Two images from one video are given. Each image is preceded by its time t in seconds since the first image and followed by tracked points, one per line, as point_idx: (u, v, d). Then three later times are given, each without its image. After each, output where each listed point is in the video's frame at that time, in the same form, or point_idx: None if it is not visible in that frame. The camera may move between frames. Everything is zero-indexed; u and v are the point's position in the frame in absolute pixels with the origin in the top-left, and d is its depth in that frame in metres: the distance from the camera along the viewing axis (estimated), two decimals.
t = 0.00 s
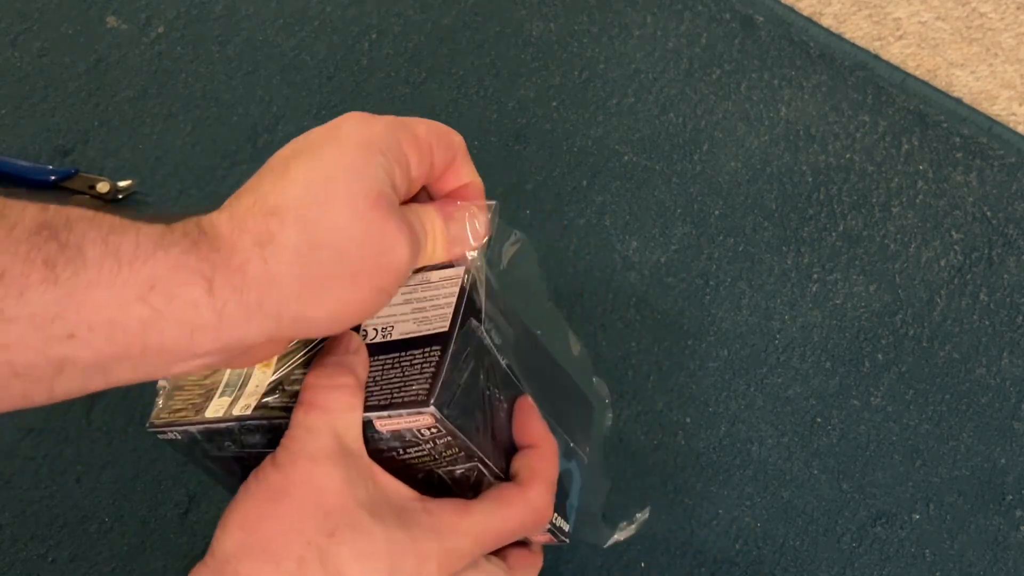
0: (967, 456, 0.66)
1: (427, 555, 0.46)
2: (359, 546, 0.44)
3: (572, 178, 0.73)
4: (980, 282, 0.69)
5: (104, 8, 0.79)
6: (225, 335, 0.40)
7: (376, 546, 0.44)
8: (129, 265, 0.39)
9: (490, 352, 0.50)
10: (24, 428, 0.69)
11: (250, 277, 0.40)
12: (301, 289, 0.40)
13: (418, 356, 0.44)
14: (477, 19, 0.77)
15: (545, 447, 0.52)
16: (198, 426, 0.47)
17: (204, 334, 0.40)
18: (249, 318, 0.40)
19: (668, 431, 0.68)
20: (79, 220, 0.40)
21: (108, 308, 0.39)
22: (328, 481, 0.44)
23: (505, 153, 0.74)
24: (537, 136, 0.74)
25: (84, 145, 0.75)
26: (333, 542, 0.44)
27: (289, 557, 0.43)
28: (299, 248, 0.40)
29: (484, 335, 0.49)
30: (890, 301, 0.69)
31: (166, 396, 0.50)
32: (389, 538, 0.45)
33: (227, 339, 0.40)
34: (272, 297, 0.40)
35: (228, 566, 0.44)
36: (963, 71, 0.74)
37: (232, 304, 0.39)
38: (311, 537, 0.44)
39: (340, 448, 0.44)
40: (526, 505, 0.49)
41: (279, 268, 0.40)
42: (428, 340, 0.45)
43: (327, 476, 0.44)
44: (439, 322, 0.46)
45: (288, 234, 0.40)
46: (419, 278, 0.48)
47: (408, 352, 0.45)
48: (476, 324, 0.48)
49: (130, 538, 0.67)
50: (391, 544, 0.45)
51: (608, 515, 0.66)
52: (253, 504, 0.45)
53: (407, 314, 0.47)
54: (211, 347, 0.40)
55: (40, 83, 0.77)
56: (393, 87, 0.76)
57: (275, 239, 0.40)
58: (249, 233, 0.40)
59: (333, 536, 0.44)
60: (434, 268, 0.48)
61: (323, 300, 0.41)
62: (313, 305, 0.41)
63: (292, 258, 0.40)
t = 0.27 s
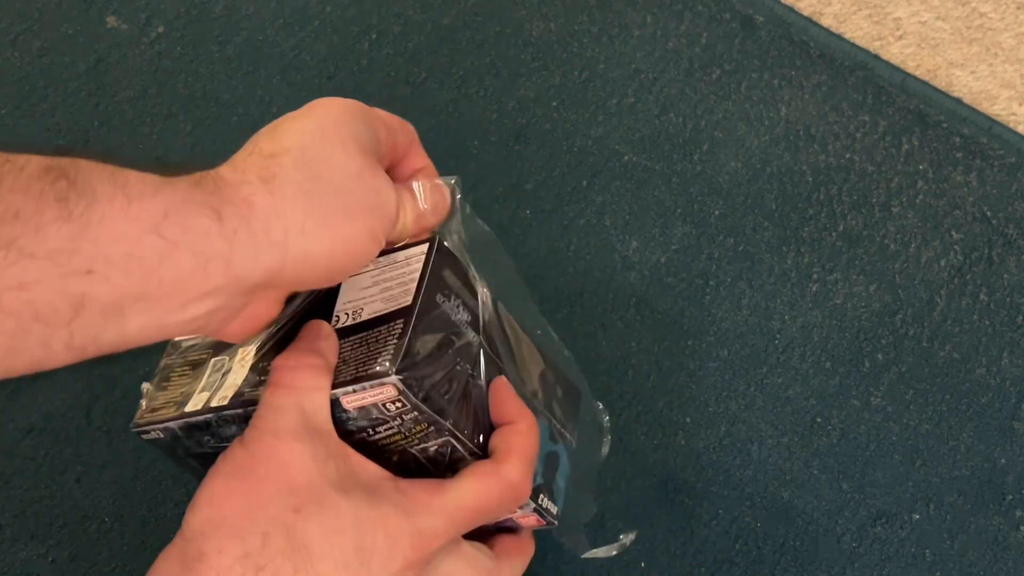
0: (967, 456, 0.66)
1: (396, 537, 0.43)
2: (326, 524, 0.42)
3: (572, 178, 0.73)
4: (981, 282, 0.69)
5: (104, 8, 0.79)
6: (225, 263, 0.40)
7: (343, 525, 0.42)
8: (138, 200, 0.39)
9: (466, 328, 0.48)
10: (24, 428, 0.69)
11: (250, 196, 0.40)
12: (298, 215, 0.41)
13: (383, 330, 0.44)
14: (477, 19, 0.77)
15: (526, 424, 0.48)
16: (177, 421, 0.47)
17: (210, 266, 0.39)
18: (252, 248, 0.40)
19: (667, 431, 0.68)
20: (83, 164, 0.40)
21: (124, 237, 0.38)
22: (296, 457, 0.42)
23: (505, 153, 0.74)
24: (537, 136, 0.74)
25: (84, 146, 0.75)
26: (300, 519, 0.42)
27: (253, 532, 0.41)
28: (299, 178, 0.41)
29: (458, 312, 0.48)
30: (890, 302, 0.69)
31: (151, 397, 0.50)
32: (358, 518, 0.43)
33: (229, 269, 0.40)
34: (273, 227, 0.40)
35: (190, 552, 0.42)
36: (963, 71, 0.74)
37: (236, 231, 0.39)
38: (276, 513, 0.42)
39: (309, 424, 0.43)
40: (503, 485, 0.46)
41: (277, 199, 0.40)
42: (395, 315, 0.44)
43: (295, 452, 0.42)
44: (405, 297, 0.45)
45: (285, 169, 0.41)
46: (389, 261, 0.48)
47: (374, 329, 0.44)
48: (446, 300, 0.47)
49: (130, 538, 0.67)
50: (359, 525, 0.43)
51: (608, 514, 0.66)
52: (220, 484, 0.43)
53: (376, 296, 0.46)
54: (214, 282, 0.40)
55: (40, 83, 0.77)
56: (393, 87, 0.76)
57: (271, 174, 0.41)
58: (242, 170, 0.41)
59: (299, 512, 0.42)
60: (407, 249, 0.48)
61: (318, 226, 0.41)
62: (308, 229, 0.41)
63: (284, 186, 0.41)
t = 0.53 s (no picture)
0: (967, 456, 0.66)
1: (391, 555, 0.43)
2: (321, 543, 0.42)
3: (572, 178, 0.73)
4: (980, 282, 0.69)
5: (104, 8, 0.79)
6: (187, 283, 0.40)
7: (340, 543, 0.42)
8: (112, 207, 0.40)
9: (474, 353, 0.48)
10: (24, 428, 0.69)
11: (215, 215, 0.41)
12: (257, 237, 0.41)
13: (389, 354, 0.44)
14: (477, 19, 0.77)
15: (533, 451, 0.49)
16: (180, 424, 0.47)
17: (164, 274, 0.40)
18: (201, 260, 0.40)
19: (668, 431, 0.68)
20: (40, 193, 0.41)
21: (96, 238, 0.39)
22: (294, 476, 0.42)
23: (505, 153, 0.74)
24: (537, 136, 0.74)
25: (84, 146, 0.75)
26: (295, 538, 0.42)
27: (246, 547, 0.41)
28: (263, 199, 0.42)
29: (468, 337, 0.48)
30: (889, 301, 0.69)
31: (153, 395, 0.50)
32: (353, 535, 0.42)
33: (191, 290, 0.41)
34: (228, 244, 0.41)
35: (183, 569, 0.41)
36: (963, 71, 0.74)
37: (186, 247, 0.40)
38: (271, 532, 0.41)
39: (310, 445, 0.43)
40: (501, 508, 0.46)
41: (232, 219, 0.41)
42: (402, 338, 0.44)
43: (293, 471, 0.42)
44: (414, 320, 0.45)
45: (252, 189, 0.42)
46: (399, 277, 0.47)
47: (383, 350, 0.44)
48: (457, 326, 0.47)
49: (130, 538, 0.67)
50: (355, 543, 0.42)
51: (608, 515, 0.66)
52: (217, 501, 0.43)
53: (383, 313, 0.46)
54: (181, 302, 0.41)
55: (40, 83, 0.77)
56: (393, 87, 0.76)
57: (235, 195, 0.42)
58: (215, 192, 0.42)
59: (295, 531, 0.42)
60: (415, 269, 0.47)
61: (274, 248, 0.42)
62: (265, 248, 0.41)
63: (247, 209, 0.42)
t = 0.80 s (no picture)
0: (967, 456, 0.66)
1: (355, 530, 0.41)
2: (274, 530, 0.40)
3: (572, 178, 0.73)
4: (980, 282, 0.69)
5: (103, 8, 0.79)
6: (72, 248, 0.43)
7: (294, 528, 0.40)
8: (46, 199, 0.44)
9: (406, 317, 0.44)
10: (24, 428, 0.69)
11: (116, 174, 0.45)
12: (140, 192, 0.44)
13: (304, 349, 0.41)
14: (477, 19, 0.77)
15: (491, 399, 0.45)
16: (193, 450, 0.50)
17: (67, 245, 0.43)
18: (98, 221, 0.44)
19: (667, 431, 0.67)
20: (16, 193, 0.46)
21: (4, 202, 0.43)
22: (228, 472, 0.41)
23: (505, 154, 0.74)
24: (537, 136, 0.74)
25: (84, 146, 0.75)
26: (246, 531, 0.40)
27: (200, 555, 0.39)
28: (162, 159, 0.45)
29: (392, 303, 0.44)
30: (890, 301, 0.69)
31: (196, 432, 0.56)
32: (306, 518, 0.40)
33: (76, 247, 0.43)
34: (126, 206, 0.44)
35: None
36: (963, 71, 0.74)
37: (76, 203, 0.44)
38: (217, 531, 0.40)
39: (240, 440, 0.42)
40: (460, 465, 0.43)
41: (123, 178, 0.44)
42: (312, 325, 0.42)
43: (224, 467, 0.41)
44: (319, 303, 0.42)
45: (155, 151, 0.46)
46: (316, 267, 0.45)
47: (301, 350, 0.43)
48: (372, 294, 0.43)
49: (130, 537, 0.67)
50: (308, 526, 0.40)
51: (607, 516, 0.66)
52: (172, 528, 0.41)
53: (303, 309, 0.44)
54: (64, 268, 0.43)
55: (40, 83, 0.77)
56: (393, 87, 0.76)
57: (133, 158, 0.46)
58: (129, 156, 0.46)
59: (242, 529, 0.40)
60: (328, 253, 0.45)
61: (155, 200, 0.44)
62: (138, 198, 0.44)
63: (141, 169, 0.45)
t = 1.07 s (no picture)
0: (967, 456, 0.66)
1: (411, 519, 0.42)
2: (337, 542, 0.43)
3: (572, 178, 0.73)
4: (980, 282, 0.69)
5: (103, 8, 0.79)
6: (69, 246, 0.51)
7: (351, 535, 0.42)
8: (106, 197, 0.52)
9: (388, 368, 0.50)
10: (24, 428, 0.69)
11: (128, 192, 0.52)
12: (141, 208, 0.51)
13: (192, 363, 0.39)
14: (477, 19, 0.77)
15: (499, 372, 0.48)
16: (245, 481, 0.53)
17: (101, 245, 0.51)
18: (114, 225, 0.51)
19: (667, 431, 0.67)
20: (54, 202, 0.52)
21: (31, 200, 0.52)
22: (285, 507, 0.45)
23: (505, 154, 0.74)
24: (537, 136, 0.74)
25: (84, 146, 0.75)
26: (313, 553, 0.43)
27: None
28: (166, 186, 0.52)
29: (375, 361, 0.50)
30: (889, 301, 0.69)
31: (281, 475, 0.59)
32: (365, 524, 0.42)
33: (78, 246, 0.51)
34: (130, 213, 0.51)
35: None
36: (963, 71, 0.74)
37: (83, 210, 0.52)
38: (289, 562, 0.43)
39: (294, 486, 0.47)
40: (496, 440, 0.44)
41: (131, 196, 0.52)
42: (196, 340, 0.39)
43: (282, 501, 0.46)
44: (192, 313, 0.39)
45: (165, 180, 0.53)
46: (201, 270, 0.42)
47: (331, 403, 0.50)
48: (349, 366, 0.50)
49: (131, 537, 0.67)
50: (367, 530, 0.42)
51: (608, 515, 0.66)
52: None
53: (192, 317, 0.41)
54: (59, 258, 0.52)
55: (40, 83, 0.77)
56: (393, 87, 0.76)
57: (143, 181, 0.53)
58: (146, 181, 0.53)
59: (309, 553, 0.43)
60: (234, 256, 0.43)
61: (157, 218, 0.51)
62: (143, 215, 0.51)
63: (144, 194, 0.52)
